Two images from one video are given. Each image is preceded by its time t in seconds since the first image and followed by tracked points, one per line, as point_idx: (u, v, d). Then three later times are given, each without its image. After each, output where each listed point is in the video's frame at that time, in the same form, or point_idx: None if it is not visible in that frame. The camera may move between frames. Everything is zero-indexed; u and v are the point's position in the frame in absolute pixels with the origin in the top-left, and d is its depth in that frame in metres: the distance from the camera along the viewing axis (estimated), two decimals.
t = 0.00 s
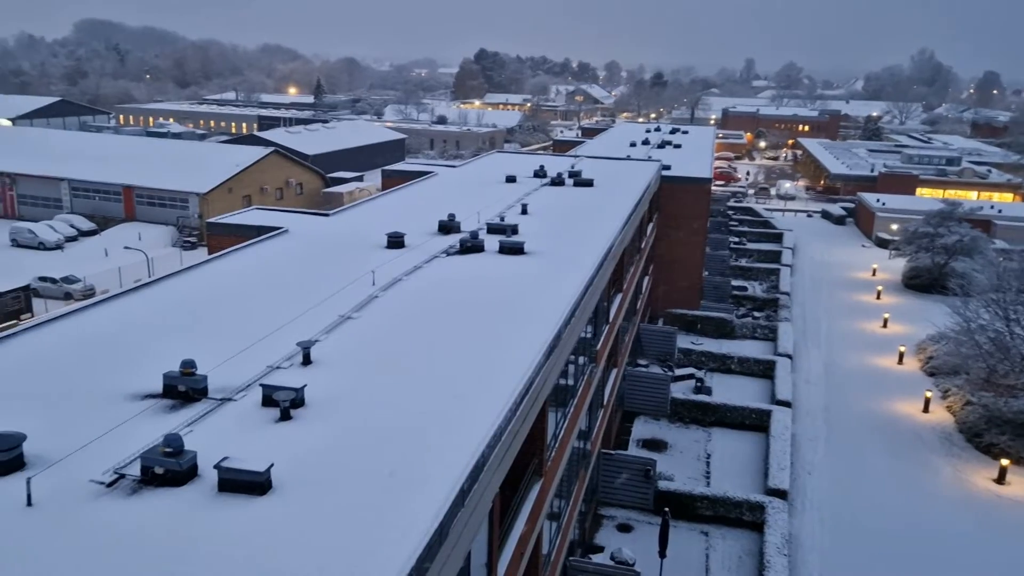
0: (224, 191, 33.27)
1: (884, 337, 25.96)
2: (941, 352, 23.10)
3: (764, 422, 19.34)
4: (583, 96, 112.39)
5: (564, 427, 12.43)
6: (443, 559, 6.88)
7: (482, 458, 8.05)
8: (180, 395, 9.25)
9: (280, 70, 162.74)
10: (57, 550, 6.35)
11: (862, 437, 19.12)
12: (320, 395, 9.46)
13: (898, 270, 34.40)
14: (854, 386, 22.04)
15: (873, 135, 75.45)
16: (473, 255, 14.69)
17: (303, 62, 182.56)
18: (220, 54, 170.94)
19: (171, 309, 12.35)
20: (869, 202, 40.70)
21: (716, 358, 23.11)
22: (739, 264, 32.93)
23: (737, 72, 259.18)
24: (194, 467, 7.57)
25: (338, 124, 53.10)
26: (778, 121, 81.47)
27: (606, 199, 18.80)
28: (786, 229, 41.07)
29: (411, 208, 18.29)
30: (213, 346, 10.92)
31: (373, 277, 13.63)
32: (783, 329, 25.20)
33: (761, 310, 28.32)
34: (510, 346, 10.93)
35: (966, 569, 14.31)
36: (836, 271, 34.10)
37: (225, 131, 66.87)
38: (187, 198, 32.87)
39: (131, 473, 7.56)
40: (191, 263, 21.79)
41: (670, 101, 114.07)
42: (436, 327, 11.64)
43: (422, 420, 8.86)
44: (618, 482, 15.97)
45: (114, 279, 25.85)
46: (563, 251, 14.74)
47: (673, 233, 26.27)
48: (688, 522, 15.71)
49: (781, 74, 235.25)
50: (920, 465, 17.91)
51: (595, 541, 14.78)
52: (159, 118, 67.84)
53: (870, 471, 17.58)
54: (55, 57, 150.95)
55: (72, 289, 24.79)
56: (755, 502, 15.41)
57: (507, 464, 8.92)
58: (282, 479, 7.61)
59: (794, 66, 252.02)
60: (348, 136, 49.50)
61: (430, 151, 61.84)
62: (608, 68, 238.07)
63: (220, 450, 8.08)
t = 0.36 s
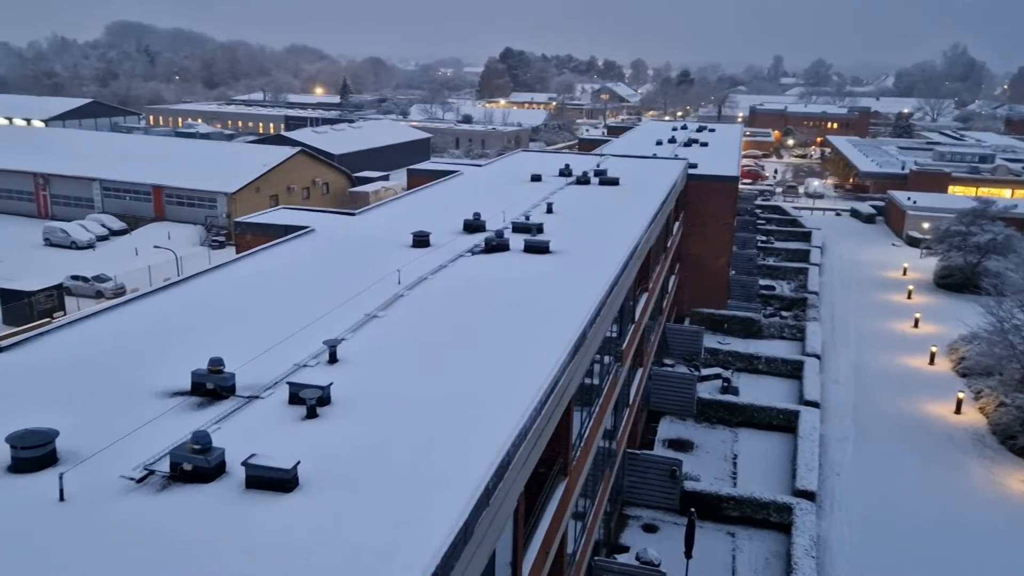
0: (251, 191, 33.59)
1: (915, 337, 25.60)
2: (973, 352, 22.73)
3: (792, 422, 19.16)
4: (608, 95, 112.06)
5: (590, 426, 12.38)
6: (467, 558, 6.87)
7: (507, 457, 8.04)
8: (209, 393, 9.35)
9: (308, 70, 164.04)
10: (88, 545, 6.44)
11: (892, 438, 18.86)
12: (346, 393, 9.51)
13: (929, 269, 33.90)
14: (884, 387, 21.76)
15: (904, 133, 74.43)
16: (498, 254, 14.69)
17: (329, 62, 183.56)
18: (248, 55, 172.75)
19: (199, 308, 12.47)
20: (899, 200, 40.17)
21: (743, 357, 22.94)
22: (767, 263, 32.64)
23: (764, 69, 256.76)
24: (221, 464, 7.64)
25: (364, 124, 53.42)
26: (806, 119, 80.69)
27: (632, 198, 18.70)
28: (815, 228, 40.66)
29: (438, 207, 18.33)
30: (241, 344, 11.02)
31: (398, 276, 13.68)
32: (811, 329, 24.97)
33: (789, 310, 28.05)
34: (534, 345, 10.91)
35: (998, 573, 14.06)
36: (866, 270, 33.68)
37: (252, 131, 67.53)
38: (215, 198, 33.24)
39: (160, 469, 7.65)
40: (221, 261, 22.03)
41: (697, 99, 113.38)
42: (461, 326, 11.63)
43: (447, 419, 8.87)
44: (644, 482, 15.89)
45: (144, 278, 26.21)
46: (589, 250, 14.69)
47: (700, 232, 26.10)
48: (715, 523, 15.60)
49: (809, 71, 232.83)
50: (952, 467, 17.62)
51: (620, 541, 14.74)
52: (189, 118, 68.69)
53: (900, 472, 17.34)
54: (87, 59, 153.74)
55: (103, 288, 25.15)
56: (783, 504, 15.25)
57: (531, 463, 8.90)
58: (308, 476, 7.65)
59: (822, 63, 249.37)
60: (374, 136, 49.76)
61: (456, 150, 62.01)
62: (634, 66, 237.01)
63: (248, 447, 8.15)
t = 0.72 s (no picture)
0: (275, 191, 33.83)
1: (943, 339, 25.25)
2: (1002, 354, 22.38)
3: (816, 424, 18.99)
4: (631, 95, 111.63)
5: (612, 427, 12.34)
6: (489, 558, 6.87)
7: (529, 457, 8.03)
8: (233, 391, 9.43)
9: (331, 71, 164.99)
10: (115, 540, 6.52)
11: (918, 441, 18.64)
12: (369, 393, 9.55)
13: (957, 270, 33.43)
14: (911, 389, 21.52)
15: (932, 132, 73.51)
16: (520, 254, 14.69)
17: (352, 63, 184.50)
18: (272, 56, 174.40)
19: (224, 307, 12.59)
20: (927, 200, 39.68)
21: (768, 359, 22.77)
22: (792, 263, 32.38)
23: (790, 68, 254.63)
24: (245, 462, 7.69)
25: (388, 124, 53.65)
26: (832, 117, 79.99)
27: (655, 197, 18.62)
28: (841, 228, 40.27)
29: (461, 207, 18.37)
30: (266, 343, 11.10)
31: (421, 275, 13.73)
32: (836, 330, 24.73)
33: (813, 310, 27.82)
34: (557, 345, 10.90)
35: None
36: (893, 271, 33.31)
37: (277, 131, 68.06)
38: (240, 198, 33.51)
39: (185, 466, 7.71)
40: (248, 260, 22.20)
41: (720, 99, 112.60)
42: (483, 326, 11.64)
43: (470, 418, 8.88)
44: (666, 483, 15.80)
45: (170, 277, 26.47)
46: (611, 250, 14.65)
47: (723, 233, 25.94)
48: (738, 525, 15.49)
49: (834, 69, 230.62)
50: (980, 470, 17.37)
51: (642, 542, 14.68)
52: (214, 119, 69.35)
53: (926, 476, 17.12)
54: (115, 60, 155.95)
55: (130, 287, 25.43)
56: (807, 506, 15.12)
57: (553, 463, 8.88)
58: (331, 475, 7.68)
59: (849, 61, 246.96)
60: (397, 136, 49.93)
61: (478, 150, 62.09)
62: (657, 65, 235.72)
63: (272, 446, 8.21)
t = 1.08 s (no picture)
0: (294, 193, 34.02)
1: (965, 342, 24.98)
2: None
3: (836, 427, 18.85)
4: (650, 95, 111.21)
5: (630, 428, 12.30)
6: (507, 559, 6.87)
7: (547, 458, 8.03)
8: (253, 391, 9.49)
9: (349, 72, 165.64)
10: (137, 539, 6.56)
11: (939, 445, 18.45)
12: (387, 394, 9.57)
13: (981, 272, 33.05)
14: (933, 392, 21.31)
15: (955, 132, 72.70)
16: (538, 255, 14.69)
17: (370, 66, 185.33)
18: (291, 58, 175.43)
19: (243, 307, 12.68)
20: (949, 201, 39.25)
21: (787, 361, 22.65)
22: (811, 265, 32.17)
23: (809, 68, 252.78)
24: (264, 462, 7.74)
25: (406, 125, 53.79)
26: (852, 118, 79.37)
27: (674, 199, 18.55)
28: (861, 229, 39.95)
29: (480, 208, 18.40)
30: (285, 343, 11.16)
31: (439, 276, 13.76)
32: (857, 332, 24.53)
33: (833, 313, 27.62)
34: (575, 346, 10.89)
35: None
36: (915, 273, 32.99)
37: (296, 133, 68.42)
38: (259, 199, 33.74)
39: (204, 466, 7.77)
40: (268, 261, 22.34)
41: (739, 99, 111.96)
42: (500, 327, 11.65)
43: (489, 419, 8.88)
44: (684, 485, 15.74)
45: (190, 278, 26.67)
46: (629, 251, 14.61)
47: (742, 234, 25.82)
48: (756, 529, 15.40)
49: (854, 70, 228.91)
50: (1003, 475, 17.15)
51: (660, 545, 14.64)
52: (233, 121, 69.89)
53: (948, 481, 16.93)
54: (135, 63, 157.49)
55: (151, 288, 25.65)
56: (827, 510, 15.00)
57: (571, 465, 8.87)
58: (350, 475, 7.71)
59: (869, 61, 244.85)
60: (415, 137, 50.08)
61: (496, 151, 62.13)
62: (675, 65, 234.74)
63: (291, 446, 8.26)
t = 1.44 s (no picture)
0: (312, 192, 34.21)
1: (987, 344, 24.70)
2: None
3: (855, 429, 18.70)
4: (668, 95, 110.69)
5: (646, 429, 12.25)
6: (523, 558, 6.88)
7: (563, 458, 8.02)
8: (271, 389, 9.55)
9: (367, 72, 166.16)
10: (156, 535, 6.63)
11: (959, 448, 18.26)
12: (404, 393, 9.60)
13: (1003, 273, 32.68)
14: (954, 394, 21.10)
15: (977, 132, 71.87)
16: (555, 255, 14.68)
17: (388, 65, 185.76)
18: (309, 58, 176.15)
19: (262, 305, 12.77)
20: (971, 202, 38.82)
21: (805, 362, 22.52)
22: (831, 266, 31.93)
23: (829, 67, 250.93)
24: (282, 460, 7.78)
25: (423, 125, 53.89)
26: (873, 118, 78.69)
27: (691, 199, 18.46)
28: (882, 230, 39.62)
29: (498, 208, 18.42)
30: (303, 342, 11.22)
31: (455, 276, 13.78)
32: (876, 334, 24.34)
33: (852, 313, 27.44)
34: (591, 346, 10.88)
35: None
36: (936, 274, 32.68)
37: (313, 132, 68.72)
38: (277, 198, 33.93)
39: (222, 463, 7.83)
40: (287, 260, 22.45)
41: (758, 99, 111.27)
42: (517, 326, 11.66)
43: (505, 419, 8.88)
44: (700, 487, 15.68)
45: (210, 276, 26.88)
46: (646, 252, 14.56)
47: (761, 235, 25.68)
48: (774, 531, 15.32)
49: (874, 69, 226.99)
50: None
51: (676, 546, 14.60)
52: (252, 121, 70.33)
53: (969, 484, 16.76)
54: (156, 63, 158.72)
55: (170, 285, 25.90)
56: (845, 513, 14.89)
57: (587, 465, 8.86)
58: (366, 473, 7.75)
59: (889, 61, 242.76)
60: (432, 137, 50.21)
61: (513, 151, 62.13)
62: (694, 64, 233.43)
63: (309, 443, 8.31)
